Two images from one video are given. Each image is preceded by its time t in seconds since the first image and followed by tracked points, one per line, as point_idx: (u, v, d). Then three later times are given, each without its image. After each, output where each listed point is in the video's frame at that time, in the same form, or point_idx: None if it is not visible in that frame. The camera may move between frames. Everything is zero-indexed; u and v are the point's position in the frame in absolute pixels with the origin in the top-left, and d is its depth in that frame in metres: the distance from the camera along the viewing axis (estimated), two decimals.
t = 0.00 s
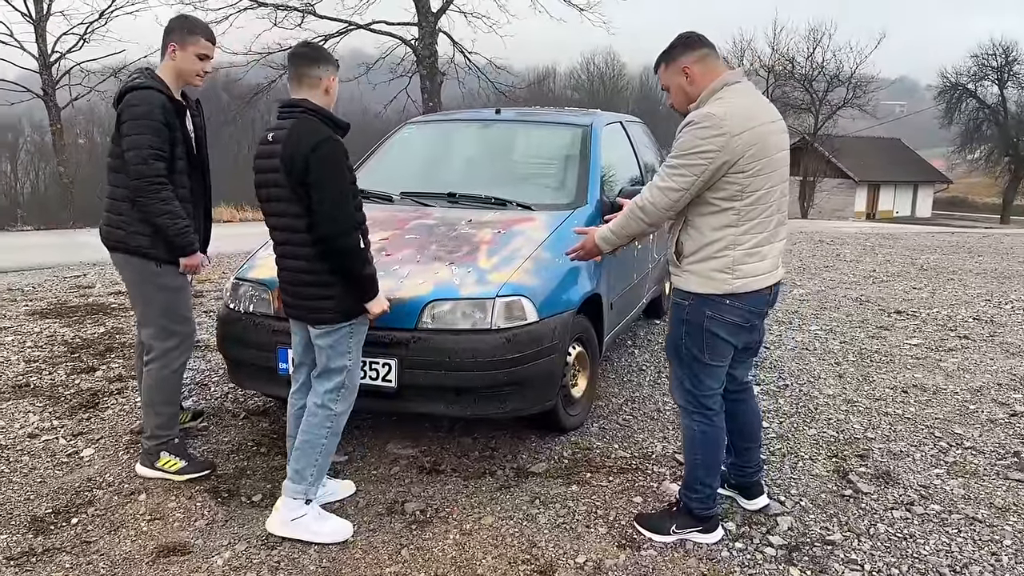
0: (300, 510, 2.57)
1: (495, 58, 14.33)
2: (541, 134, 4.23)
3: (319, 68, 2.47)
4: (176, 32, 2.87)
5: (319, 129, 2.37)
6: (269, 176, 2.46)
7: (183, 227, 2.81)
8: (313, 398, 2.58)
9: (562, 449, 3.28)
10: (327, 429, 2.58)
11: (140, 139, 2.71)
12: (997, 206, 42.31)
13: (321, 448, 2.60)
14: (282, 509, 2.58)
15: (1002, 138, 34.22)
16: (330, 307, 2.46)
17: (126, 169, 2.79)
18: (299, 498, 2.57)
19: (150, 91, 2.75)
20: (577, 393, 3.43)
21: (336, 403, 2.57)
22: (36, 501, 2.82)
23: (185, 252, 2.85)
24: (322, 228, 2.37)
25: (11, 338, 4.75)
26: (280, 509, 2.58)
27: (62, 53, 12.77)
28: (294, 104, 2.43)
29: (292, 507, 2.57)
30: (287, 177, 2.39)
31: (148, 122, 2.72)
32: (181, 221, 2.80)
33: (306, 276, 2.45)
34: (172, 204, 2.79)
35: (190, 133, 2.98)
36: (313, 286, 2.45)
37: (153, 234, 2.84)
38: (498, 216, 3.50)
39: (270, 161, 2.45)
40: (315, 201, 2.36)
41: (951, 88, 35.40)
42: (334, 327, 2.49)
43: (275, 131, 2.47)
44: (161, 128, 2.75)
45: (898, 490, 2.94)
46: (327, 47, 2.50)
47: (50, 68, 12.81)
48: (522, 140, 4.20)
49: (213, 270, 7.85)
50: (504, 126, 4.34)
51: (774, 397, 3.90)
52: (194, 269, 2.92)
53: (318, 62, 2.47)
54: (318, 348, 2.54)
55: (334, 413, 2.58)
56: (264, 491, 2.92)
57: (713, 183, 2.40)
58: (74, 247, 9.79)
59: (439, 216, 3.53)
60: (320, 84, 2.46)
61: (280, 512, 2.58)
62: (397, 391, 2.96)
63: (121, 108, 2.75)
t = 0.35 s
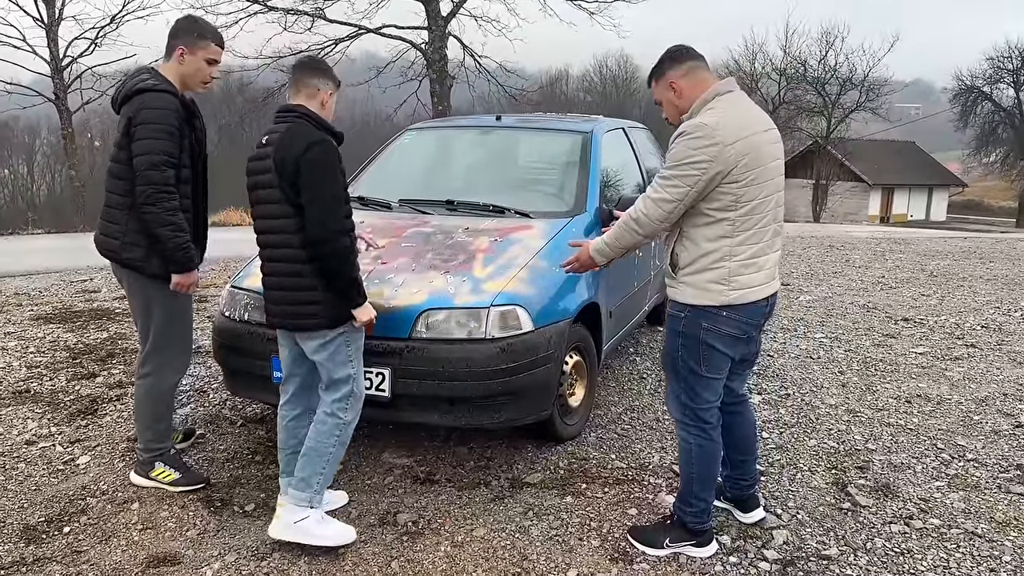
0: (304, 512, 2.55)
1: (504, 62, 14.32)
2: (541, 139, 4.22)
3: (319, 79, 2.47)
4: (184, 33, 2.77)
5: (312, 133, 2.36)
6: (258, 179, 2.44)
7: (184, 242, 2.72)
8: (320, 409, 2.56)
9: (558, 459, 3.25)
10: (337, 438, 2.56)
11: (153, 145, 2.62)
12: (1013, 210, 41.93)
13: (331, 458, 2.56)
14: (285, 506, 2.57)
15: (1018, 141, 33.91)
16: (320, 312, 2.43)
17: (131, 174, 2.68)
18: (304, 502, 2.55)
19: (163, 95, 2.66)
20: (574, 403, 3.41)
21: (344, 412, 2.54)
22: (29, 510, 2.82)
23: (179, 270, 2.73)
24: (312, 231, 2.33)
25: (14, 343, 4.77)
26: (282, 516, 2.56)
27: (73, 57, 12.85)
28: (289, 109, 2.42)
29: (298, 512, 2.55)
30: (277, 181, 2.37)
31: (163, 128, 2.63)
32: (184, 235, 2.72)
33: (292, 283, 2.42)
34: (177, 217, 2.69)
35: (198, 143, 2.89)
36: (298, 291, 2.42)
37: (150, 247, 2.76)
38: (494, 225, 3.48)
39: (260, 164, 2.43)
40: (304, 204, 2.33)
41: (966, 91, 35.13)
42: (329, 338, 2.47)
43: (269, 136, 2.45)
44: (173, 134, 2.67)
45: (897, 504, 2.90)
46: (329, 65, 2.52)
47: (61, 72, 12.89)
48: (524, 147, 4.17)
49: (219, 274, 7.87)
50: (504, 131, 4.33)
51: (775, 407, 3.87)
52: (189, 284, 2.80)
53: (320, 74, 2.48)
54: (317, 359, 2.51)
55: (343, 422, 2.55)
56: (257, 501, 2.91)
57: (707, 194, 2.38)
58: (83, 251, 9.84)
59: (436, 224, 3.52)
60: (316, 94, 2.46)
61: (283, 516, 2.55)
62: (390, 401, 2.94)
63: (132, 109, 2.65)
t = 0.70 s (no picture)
0: (320, 526, 2.53)
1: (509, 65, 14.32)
2: (538, 143, 4.23)
3: (315, 84, 2.48)
4: (180, 36, 2.77)
5: (294, 140, 2.35)
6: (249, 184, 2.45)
7: (191, 251, 2.74)
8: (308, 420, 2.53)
9: (550, 463, 3.26)
10: (329, 448, 2.53)
11: (153, 156, 2.63)
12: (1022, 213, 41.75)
13: (327, 469, 2.53)
14: (278, 508, 2.72)
15: None
16: (303, 320, 2.41)
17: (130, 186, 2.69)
18: (319, 517, 2.53)
19: (158, 104, 2.68)
20: (569, 407, 3.42)
21: (330, 420, 2.51)
22: (25, 512, 2.85)
23: (189, 277, 2.76)
24: (293, 238, 2.34)
25: (16, 345, 4.81)
26: (303, 530, 2.55)
27: (81, 60, 12.92)
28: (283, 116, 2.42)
29: (315, 526, 2.54)
30: (262, 186, 2.37)
31: (161, 139, 2.65)
32: (191, 244, 2.74)
33: (279, 290, 2.42)
34: (182, 227, 2.71)
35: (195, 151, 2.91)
36: (285, 299, 2.42)
37: (156, 256, 2.78)
38: (486, 230, 3.50)
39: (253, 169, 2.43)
40: (284, 211, 2.33)
41: (975, 94, 34.98)
42: (313, 345, 2.46)
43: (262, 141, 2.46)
44: (172, 143, 2.69)
45: (889, 508, 2.90)
46: (331, 70, 2.52)
47: (69, 76, 12.97)
48: (522, 150, 4.20)
49: (222, 277, 7.91)
50: (502, 136, 4.35)
51: (771, 411, 3.87)
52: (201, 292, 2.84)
53: (319, 81, 2.49)
54: (301, 368, 2.50)
55: (331, 432, 2.52)
56: (250, 504, 2.93)
57: (689, 197, 2.39)
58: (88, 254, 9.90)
59: (430, 229, 3.54)
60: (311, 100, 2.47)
61: (302, 532, 2.54)
62: (382, 404, 2.96)
63: (127, 120, 2.66)
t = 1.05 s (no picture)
0: (323, 534, 2.54)
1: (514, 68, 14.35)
2: (538, 146, 4.25)
3: (329, 88, 2.39)
4: (205, 46, 2.72)
5: (316, 150, 2.28)
6: (266, 189, 2.40)
7: (188, 252, 2.70)
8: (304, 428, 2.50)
9: (550, 465, 3.27)
10: (325, 456, 2.50)
11: (151, 155, 2.61)
12: None
13: (324, 477, 2.51)
14: (279, 510, 2.74)
15: None
16: (314, 329, 2.39)
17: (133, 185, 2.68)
18: (318, 524, 2.52)
19: (164, 105, 2.66)
20: (568, 409, 3.43)
21: (326, 429, 2.48)
22: (28, 513, 2.88)
23: (185, 276, 2.73)
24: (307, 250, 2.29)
25: (21, 347, 4.84)
26: (304, 537, 2.55)
27: (87, 64, 12.99)
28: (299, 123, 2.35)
29: (315, 534, 2.53)
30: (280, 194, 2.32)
31: (161, 138, 2.62)
32: (189, 245, 2.71)
33: (291, 297, 2.40)
34: (180, 226, 2.67)
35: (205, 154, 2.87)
36: (295, 306, 2.40)
37: (155, 255, 2.75)
38: (488, 233, 3.51)
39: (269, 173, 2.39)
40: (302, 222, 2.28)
41: (982, 95, 34.86)
42: (322, 353, 2.41)
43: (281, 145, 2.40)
44: (173, 144, 2.66)
45: (887, 511, 2.91)
46: (346, 70, 2.41)
47: (75, 80, 13.04)
48: (524, 154, 4.21)
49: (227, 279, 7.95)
50: (503, 139, 4.36)
51: (771, 413, 3.88)
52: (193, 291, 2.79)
53: (334, 84, 2.40)
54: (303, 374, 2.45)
55: (327, 440, 2.49)
56: (251, 505, 2.95)
57: (696, 202, 2.44)
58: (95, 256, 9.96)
59: (431, 232, 3.55)
60: (325, 105, 2.39)
61: (304, 538, 2.55)
62: (382, 406, 2.97)
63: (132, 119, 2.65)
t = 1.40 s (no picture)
0: (324, 533, 2.54)
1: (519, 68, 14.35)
2: (540, 146, 4.26)
3: (329, 85, 2.35)
4: (231, 54, 2.75)
5: (337, 154, 2.27)
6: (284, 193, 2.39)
7: (182, 238, 2.63)
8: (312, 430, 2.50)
9: (552, 464, 3.28)
10: (331, 459, 2.50)
11: (164, 141, 2.61)
12: None
13: (329, 479, 2.52)
14: (283, 509, 2.75)
15: None
16: (336, 335, 2.36)
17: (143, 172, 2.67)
18: (320, 525, 2.53)
19: (185, 100, 2.68)
20: (570, 408, 3.44)
21: (334, 431, 2.48)
22: (33, 511, 2.90)
23: (173, 260, 2.63)
24: (331, 255, 2.28)
25: (27, 347, 4.88)
26: (305, 536, 2.56)
27: (94, 65, 13.05)
28: (313, 125, 2.34)
29: (317, 533, 2.54)
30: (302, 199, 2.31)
31: (178, 127, 2.62)
32: (183, 231, 2.64)
33: (310, 301, 2.38)
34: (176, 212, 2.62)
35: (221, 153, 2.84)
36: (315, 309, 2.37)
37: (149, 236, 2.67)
38: (491, 233, 3.53)
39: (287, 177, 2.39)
40: (324, 227, 2.27)
41: (990, 93, 34.69)
42: (340, 356, 2.39)
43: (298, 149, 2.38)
44: (188, 135, 2.65)
45: (888, 510, 2.91)
46: (346, 62, 2.36)
47: (82, 81, 13.10)
48: (527, 154, 4.22)
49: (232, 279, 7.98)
50: (504, 139, 4.38)
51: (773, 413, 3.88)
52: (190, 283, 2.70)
53: (330, 80, 2.35)
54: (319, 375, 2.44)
55: (334, 443, 2.49)
56: (254, 504, 2.97)
57: (724, 192, 2.54)
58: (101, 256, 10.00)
59: (432, 232, 3.58)
60: (329, 103, 2.35)
61: (305, 537, 2.56)
62: (384, 405, 2.99)
63: (158, 110, 2.69)
